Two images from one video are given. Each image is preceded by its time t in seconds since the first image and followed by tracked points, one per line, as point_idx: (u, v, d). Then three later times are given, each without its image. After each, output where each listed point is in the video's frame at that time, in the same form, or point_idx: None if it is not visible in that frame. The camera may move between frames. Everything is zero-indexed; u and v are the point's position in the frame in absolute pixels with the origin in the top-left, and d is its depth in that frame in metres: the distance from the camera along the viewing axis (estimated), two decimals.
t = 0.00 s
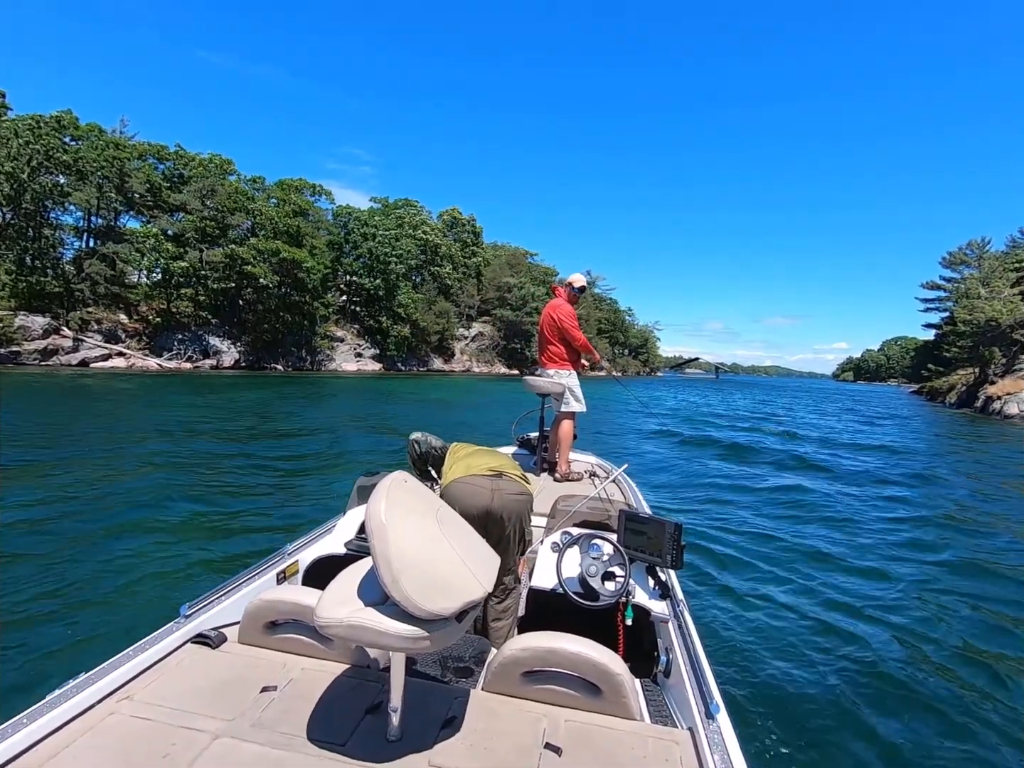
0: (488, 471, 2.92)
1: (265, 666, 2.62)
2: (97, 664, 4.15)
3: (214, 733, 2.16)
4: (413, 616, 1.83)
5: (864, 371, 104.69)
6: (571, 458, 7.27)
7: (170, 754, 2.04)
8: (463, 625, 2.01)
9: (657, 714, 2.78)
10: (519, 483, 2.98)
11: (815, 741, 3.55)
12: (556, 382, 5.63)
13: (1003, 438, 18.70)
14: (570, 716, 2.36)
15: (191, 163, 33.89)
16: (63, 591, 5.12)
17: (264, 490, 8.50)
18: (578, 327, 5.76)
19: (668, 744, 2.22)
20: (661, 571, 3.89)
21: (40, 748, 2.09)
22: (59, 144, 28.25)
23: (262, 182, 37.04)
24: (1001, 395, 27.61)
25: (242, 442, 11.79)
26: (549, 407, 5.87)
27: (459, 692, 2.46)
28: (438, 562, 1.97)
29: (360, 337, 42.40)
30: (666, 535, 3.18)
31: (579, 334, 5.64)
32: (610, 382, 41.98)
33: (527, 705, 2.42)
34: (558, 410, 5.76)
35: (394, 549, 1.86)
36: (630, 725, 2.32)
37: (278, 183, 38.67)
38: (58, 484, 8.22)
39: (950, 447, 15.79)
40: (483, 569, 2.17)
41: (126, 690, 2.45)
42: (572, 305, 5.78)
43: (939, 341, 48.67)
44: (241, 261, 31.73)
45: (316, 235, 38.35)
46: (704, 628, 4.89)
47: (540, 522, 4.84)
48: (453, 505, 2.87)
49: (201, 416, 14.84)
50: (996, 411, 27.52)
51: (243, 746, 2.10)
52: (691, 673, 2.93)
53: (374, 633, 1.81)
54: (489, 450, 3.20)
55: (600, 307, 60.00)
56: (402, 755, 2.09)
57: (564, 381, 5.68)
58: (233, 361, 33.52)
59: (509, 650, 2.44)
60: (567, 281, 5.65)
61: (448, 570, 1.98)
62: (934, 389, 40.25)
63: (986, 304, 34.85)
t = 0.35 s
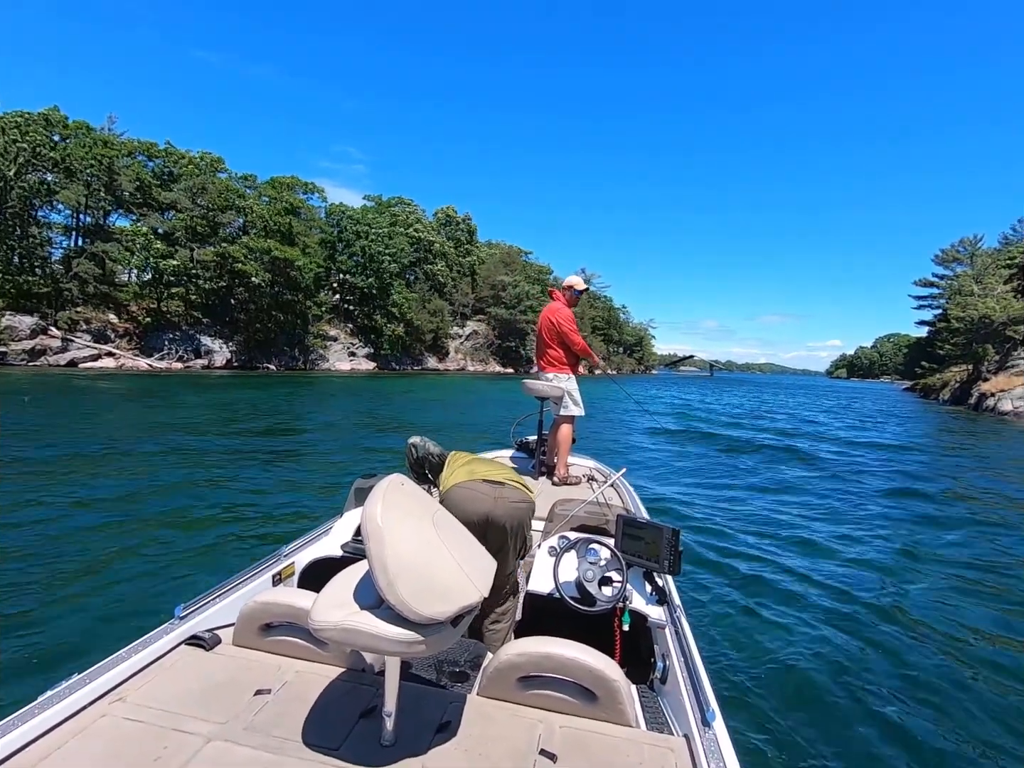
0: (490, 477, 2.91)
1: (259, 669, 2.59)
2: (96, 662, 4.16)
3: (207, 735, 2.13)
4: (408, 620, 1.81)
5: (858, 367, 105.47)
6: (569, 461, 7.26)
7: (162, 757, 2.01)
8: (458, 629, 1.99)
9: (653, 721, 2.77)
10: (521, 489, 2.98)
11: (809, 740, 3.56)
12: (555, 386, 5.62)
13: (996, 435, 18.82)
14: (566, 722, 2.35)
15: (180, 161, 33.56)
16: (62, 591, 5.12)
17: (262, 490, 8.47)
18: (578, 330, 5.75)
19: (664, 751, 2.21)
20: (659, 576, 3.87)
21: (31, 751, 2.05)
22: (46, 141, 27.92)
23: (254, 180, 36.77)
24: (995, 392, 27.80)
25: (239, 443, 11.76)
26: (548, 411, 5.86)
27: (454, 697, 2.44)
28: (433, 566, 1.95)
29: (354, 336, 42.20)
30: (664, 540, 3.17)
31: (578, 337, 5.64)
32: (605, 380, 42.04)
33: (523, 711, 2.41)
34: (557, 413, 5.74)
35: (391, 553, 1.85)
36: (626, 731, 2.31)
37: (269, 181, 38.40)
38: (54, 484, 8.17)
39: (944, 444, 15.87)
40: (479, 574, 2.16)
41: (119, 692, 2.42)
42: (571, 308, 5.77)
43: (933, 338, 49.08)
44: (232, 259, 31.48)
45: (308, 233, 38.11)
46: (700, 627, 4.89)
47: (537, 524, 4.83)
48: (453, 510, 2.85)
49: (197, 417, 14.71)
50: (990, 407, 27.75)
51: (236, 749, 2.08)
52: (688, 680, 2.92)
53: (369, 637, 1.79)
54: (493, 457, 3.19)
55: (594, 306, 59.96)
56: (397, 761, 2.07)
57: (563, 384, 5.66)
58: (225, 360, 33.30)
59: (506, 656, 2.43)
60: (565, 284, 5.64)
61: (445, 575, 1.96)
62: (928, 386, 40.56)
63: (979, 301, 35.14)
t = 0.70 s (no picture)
0: (500, 479, 2.90)
1: (263, 670, 2.58)
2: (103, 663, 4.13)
3: (211, 737, 2.12)
4: (412, 620, 1.79)
5: (852, 363, 106.15)
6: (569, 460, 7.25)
7: (166, 760, 1.99)
8: (462, 630, 1.97)
9: (658, 719, 2.78)
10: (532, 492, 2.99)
11: (810, 735, 3.58)
12: (556, 384, 5.60)
13: (990, 430, 18.96)
14: (571, 721, 2.34)
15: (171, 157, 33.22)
16: (68, 592, 5.09)
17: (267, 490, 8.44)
18: (580, 329, 5.74)
19: (670, 750, 2.20)
20: (662, 575, 3.88)
21: (35, 753, 2.04)
22: (34, 138, 27.64)
23: (246, 176, 36.48)
24: (989, 387, 28.03)
25: (236, 442, 11.77)
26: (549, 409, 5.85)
27: (458, 697, 2.44)
28: (436, 566, 1.94)
29: (348, 334, 42.02)
30: (667, 538, 3.17)
31: (579, 335, 5.65)
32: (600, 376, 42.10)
33: (528, 710, 2.40)
34: (558, 412, 5.74)
35: (393, 553, 1.83)
36: (630, 729, 2.30)
37: (262, 177, 38.11)
38: (57, 485, 8.12)
39: (939, 440, 15.97)
40: (483, 573, 2.15)
41: (123, 693, 2.40)
42: (573, 307, 5.77)
43: (927, 334, 49.42)
44: (224, 256, 31.21)
45: (302, 230, 37.88)
46: (700, 624, 4.90)
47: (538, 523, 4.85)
48: (460, 511, 2.82)
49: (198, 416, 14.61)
50: (984, 402, 27.98)
51: (240, 751, 2.06)
52: (691, 678, 2.92)
53: (373, 638, 1.78)
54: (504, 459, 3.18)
55: (589, 303, 59.95)
56: (402, 761, 2.07)
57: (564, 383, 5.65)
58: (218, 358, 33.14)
59: (510, 654, 2.42)
60: (567, 281, 5.63)
61: (447, 574, 1.95)
62: (922, 381, 40.89)
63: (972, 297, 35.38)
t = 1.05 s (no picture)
0: (504, 471, 2.91)
1: (269, 664, 2.59)
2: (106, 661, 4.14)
3: (220, 731, 2.13)
4: (417, 613, 1.82)
5: (846, 363, 106.85)
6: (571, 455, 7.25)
7: (176, 754, 2.01)
8: (466, 622, 2.01)
9: (661, 709, 2.78)
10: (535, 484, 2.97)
11: (808, 728, 3.62)
12: (558, 377, 5.59)
13: (983, 430, 19.14)
14: (575, 711, 2.35)
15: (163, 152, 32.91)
16: (71, 588, 5.12)
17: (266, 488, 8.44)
18: (582, 323, 5.75)
19: (673, 738, 2.21)
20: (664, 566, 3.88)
21: (47, 748, 2.05)
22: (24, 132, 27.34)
23: (239, 173, 36.20)
24: (982, 388, 28.27)
25: (233, 439, 11.74)
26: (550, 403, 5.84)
27: (463, 689, 2.45)
28: (440, 559, 1.96)
29: (343, 333, 41.89)
30: (669, 530, 3.16)
31: (580, 328, 5.65)
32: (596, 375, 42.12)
33: (532, 701, 2.41)
34: (559, 406, 5.73)
35: (398, 547, 1.85)
36: (633, 719, 2.31)
37: (256, 174, 37.84)
38: (55, 483, 8.09)
39: (933, 439, 16.10)
40: (485, 566, 2.17)
41: (131, 689, 2.41)
42: (575, 301, 5.78)
43: (921, 335, 49.80)
44: (217, 252, 30.98)
45: (296, 227, 37.67)
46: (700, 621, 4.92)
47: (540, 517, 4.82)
48: (464, 504, 2.82)
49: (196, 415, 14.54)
50: (978, 403, 28.21)
51: (249, 744, 2.08)
52: (694, 668, 2.92)
53: (379, 631, 1.81)
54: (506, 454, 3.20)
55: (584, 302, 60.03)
56: (408, 752, 2.08)
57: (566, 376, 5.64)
58: (211, 356, 32.94)
59: (514, 646, 2.42)
60: (568, 276, 5.66)
61: (451, 567, 1.97)
62: (916, 382, 41.21)
63: (967, 298, 35.63)
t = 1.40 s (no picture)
0: (505, 469, 2.88)
1: (269, 661, 2.58)
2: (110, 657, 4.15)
3: (219, 725, 2.14)
4: (416, 610, 1.81)
5: (839, 366, 107.80)
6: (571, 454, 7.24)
7: (176, 748, 2.01)
8: (466, 620, 2.00)
9: (659, 707, 2.78)
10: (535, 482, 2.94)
11: (801, 727, 3.65)
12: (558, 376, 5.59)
13: (974, 433, 19.32)
14: (574, 709, 2.33)
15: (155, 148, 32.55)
16: (69, 585, 5.15)
17: (265, 486, 8.50)
18: (582, 321, 5.76)
19: (672, 737, 2.20)
20: (664, 565, 3.87)
21: (48, 740, 2.04)
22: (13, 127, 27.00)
23: (233, 170, 35.94)
24: (976, 391, 28.58)
25: (228, 439, 11.68)
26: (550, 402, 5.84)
27: (461, 685, 2.45)
28: (440, 557, 1.95)
29: (336, 333, 41.72)
30: (668, 529, 3.16)
31: (580, 326, 5.65)
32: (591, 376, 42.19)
33: (531, 698, 2.40)
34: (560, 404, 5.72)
35: (398, 543, 1.84)
36: (632, 717, 2.29)
37: (249, 171, 37.60)
38: (49, 482, 8.03)
39: (926, 442, 16.22)
40: (487, 563, 2.15)
41: (132, 683, 2.40)
42: (575, 299, 5.80)
43: (914, 339, 50.29)
44: (211, 250, 30.75)
45: (289, 226, 37.48)
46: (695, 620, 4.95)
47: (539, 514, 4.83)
48: (462, 502, 2.80)
49: (189, 414, 14.41)
50: (972, 406, 28.52)
51: (249, 739, 2.09)
52: (693, 665, 2.91)
53: (378, 626, 1.80)
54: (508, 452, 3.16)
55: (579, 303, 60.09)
56: (408, 747, 2.08)
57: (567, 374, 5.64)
58: (202, 355, 32.69)
59: (513, 643, 2.41)
60: (566, 274, 5.67)
61: (451, 565, 1.96)
62: (909, 385, 41.61)
63: (960, 301, 35.96)
